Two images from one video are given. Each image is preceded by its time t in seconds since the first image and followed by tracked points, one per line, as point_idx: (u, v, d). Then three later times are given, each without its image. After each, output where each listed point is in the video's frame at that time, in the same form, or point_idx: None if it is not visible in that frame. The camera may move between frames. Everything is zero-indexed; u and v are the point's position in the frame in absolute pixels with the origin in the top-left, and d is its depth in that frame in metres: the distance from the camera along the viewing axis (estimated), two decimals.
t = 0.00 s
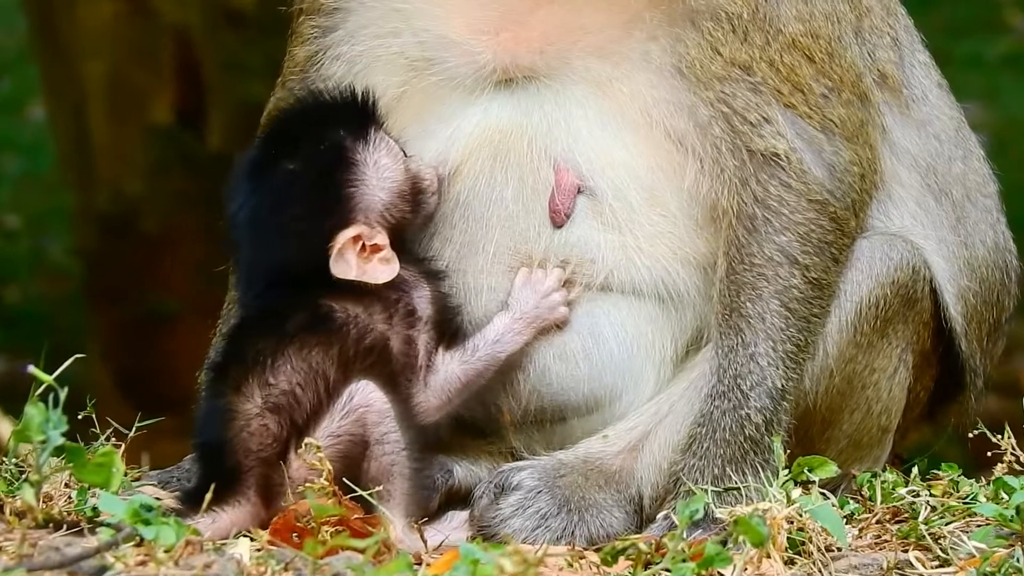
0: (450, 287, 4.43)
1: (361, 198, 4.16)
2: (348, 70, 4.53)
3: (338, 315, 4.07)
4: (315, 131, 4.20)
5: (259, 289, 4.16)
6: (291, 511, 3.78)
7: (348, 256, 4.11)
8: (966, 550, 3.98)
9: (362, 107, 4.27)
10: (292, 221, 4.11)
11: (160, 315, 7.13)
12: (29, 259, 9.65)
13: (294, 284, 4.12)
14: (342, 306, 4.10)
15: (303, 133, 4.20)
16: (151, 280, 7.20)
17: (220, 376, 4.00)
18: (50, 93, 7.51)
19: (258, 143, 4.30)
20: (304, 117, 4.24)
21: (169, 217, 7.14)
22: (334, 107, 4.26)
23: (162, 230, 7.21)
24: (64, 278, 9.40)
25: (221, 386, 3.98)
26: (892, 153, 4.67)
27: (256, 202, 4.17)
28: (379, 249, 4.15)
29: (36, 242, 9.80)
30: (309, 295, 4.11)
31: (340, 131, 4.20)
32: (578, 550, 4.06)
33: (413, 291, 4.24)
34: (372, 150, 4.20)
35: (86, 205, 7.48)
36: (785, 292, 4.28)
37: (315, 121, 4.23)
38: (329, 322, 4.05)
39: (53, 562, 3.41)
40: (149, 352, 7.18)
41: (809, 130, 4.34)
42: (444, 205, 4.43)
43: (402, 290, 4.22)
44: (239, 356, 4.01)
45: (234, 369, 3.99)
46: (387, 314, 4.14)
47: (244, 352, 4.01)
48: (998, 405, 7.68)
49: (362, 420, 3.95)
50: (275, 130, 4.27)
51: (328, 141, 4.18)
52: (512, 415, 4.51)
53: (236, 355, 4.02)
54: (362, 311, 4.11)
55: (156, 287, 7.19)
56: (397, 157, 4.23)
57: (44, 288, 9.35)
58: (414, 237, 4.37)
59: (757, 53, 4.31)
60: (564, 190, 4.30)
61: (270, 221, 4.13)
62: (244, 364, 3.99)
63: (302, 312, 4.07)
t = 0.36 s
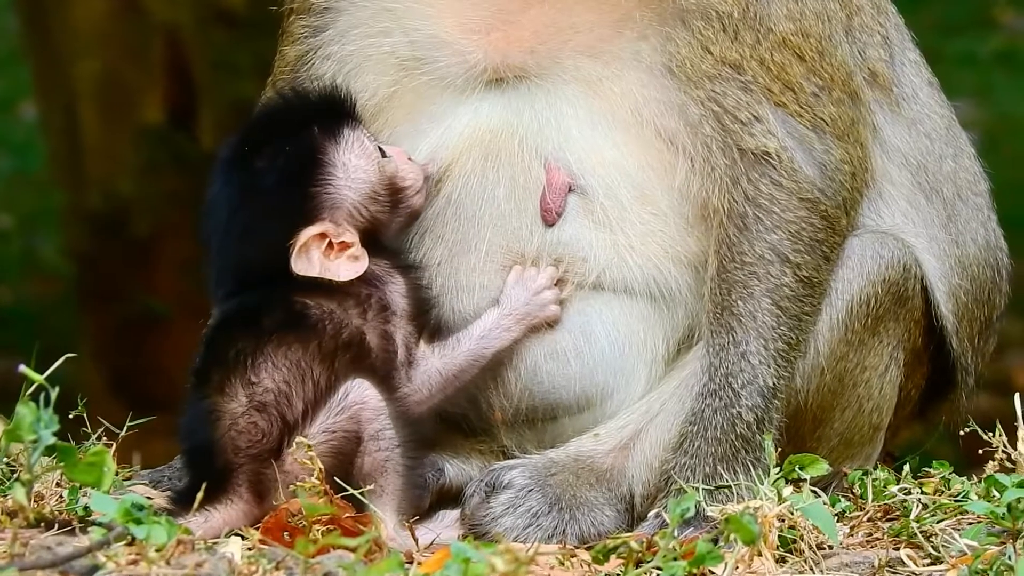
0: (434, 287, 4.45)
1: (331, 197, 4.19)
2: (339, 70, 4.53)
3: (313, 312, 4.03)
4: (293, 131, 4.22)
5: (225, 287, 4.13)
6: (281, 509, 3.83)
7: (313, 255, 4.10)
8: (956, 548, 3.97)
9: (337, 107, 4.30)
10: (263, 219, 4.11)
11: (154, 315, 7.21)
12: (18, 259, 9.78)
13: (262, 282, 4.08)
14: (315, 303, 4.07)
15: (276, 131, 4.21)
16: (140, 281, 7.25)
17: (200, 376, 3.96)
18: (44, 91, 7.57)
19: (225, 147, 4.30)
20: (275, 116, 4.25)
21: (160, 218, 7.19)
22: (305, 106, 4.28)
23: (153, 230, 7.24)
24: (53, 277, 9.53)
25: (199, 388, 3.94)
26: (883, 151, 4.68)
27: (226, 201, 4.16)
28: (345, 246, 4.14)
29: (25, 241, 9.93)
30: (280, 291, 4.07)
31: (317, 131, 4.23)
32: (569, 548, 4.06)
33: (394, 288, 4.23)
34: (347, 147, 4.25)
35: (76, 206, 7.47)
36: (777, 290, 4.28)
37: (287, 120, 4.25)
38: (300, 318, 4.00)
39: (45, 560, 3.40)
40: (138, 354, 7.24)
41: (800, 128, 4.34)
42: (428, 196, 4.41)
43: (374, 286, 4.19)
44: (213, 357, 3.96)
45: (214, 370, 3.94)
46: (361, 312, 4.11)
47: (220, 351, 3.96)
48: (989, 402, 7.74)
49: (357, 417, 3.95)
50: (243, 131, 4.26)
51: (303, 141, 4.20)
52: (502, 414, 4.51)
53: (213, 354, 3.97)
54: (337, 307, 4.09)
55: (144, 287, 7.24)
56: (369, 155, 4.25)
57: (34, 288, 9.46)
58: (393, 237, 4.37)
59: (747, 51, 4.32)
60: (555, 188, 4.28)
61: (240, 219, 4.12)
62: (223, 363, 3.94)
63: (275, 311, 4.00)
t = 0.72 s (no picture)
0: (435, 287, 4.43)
1: (349, 199, 4.18)
2: (331, 70, 4.54)
3: (324, 316, 4.06)
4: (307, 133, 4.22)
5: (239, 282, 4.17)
6: (274, 509, 3.80)
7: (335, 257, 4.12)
8: (950, 548, 3.96)
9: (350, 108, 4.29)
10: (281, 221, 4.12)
11: (148, 314, 7.45)
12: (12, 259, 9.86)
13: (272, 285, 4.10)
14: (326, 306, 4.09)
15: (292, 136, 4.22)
16: (135, 281, 7.50)
17: (205, 373, 4.00)
18: (38, 94, 7.84)
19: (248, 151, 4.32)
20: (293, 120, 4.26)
21: (154, 219, 7.44)
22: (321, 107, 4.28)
23: (146, 231, 7.49)
24: (46, 277, 9.60)
25: (203, 385, 3.99)
26: (877, 150, 4.68)
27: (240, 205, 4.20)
28: (364, 248, 4.14)
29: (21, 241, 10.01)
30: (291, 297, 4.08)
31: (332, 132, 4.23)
32: (561, 548, 4.06)
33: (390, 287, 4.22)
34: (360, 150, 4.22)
35: (70, 207, 7.78)
36: (770, 290, 4.27)
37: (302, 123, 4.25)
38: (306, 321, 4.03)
39: (37, 561, 3.40)
40: (132, 357, 7.48)
41: (794, 128, 4.34)
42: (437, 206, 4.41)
43: (390, 291, 4.19)
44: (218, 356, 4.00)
45: (219, 367, 3.98)
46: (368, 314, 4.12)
47: (227, 350, 4.00)
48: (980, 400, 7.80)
49: (351, 418, 3.95)
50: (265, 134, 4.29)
51: (318, 141, 4.20)
52: (496, 415, 4.52)
53: (218, 352, 4.01)
54: (347, 312, 4.09)
55: (138, 284, 7.50)
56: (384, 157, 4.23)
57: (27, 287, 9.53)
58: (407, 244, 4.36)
59: (741, 51, 4.32)
60: (548, 189, 4.29)
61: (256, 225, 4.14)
62: (229, 362, 3.98)
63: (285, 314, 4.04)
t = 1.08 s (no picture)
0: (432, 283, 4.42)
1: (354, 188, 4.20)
2: (328, 69, 4.55)
3: (324, 314, 4.02)
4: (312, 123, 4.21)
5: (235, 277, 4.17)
6: (273, 509, 3.79)
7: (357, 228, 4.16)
8: (950, 548, 3.96)
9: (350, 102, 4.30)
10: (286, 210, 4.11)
11: (143, 315, 7.48)
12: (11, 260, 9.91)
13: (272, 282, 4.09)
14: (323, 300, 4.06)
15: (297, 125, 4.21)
16: (133, 283, 7.53)
17: (202, 377, 3.94)
18: (36, 96, 7.85)
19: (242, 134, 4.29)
20: (296, 108, 4.25)
21: (151, 220, 7.48)
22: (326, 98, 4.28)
23: (144, 233, 7.53)
24: (44, 279, 9.62)
25: (200, 389, 3.94)
26: (874, 150, 4.68)
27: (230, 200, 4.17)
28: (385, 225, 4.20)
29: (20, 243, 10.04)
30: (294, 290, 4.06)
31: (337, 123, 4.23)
32: (562, 548, 4.06)
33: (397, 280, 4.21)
34: (357, 135, 4.23)
35: (70, 207, 7.80)
36: (768, 290, 4.28)
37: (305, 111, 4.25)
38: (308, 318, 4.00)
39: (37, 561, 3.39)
40: (132, 359, 7.50)
41: (790, 127, 4.34)
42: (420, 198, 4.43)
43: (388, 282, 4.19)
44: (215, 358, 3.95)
45: (217, 372, 3.93)
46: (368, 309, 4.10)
47: (224, 352, 3.94)
48: (980, 399, 7.82)
49: (349, 423, 3.98)
50: (260, 122, 4.25)
51: (311, 135, 4.19)
52: (493, 416, 4.52)
53: (216, 355, 3.95)
54: (347, 310, 4.07)
55: (133, 283, 7.53)
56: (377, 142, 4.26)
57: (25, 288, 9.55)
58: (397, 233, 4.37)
59: (737, 51, 4.33)
60: (544, 191, 4.30)
61: (255, 216, 4.11)
62: (226, 365, 3.93)
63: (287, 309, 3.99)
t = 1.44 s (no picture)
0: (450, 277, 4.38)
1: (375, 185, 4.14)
2: (331, 69, 4.54)
3: (345, 327, 4.01)
4: (362, 121, 4.16)
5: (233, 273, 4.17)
6: (277, 509, 3.78)
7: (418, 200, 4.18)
8: (951, 546, 3.97)
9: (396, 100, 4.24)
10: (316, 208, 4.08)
11: (143, 315, 7.49)
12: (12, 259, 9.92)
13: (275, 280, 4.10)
14: (350, 304, 4.04)
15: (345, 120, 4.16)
16: (133, 282, 7.54)
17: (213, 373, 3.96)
18: (36, 95, 7.86)
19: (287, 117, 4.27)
20: (346, 99, 4.20)
21: (152, 220, 7.48)
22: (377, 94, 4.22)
23: (144, 234, 7.53)
24: (44, 278, 9.62)
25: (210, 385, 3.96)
26: (876, 149, 4.68)
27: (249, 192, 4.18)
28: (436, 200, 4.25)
29: (20, 242, 10.07)
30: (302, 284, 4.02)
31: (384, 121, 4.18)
32: (563, 547, 4.05)
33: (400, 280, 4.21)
34: (405, 134, 4.19)
35: (71, 206, 7.80)
36: (771, 289, 4.28)
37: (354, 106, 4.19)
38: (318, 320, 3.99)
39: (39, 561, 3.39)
40: (132, 358, 7.51)
41: (793, 127, 4.34)
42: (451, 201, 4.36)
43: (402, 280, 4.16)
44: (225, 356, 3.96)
45: (228, 370, 3.95)
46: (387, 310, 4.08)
47: (236, 350, 3.96)
48: (982, 401, 7.81)
49: (350, 424, 3.96)
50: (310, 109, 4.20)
51: (368, 133, 4.14)
52: (497, 415, 4.52)
53: (225, 353, 3.97)
54: (353, 309, 4.04)
55: (134, 284, 7.54)
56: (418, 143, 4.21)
57: (24, 288, 9.55)
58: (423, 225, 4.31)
59: (740, 51, 4.33)
60: (546, 191, 4.30)
61: (273, 214, 4.14)
62: (237, 365, 3.95)
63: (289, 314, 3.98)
